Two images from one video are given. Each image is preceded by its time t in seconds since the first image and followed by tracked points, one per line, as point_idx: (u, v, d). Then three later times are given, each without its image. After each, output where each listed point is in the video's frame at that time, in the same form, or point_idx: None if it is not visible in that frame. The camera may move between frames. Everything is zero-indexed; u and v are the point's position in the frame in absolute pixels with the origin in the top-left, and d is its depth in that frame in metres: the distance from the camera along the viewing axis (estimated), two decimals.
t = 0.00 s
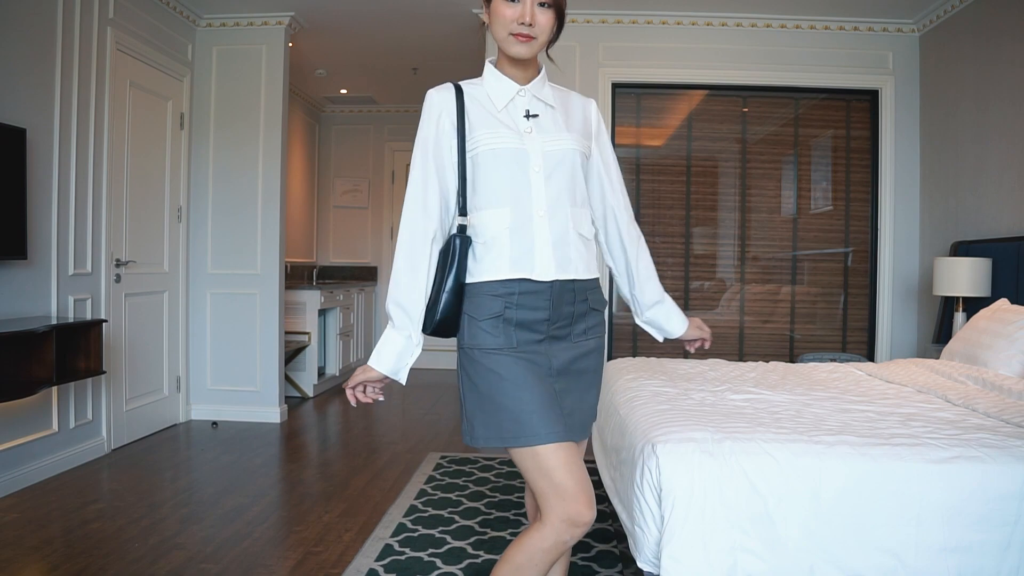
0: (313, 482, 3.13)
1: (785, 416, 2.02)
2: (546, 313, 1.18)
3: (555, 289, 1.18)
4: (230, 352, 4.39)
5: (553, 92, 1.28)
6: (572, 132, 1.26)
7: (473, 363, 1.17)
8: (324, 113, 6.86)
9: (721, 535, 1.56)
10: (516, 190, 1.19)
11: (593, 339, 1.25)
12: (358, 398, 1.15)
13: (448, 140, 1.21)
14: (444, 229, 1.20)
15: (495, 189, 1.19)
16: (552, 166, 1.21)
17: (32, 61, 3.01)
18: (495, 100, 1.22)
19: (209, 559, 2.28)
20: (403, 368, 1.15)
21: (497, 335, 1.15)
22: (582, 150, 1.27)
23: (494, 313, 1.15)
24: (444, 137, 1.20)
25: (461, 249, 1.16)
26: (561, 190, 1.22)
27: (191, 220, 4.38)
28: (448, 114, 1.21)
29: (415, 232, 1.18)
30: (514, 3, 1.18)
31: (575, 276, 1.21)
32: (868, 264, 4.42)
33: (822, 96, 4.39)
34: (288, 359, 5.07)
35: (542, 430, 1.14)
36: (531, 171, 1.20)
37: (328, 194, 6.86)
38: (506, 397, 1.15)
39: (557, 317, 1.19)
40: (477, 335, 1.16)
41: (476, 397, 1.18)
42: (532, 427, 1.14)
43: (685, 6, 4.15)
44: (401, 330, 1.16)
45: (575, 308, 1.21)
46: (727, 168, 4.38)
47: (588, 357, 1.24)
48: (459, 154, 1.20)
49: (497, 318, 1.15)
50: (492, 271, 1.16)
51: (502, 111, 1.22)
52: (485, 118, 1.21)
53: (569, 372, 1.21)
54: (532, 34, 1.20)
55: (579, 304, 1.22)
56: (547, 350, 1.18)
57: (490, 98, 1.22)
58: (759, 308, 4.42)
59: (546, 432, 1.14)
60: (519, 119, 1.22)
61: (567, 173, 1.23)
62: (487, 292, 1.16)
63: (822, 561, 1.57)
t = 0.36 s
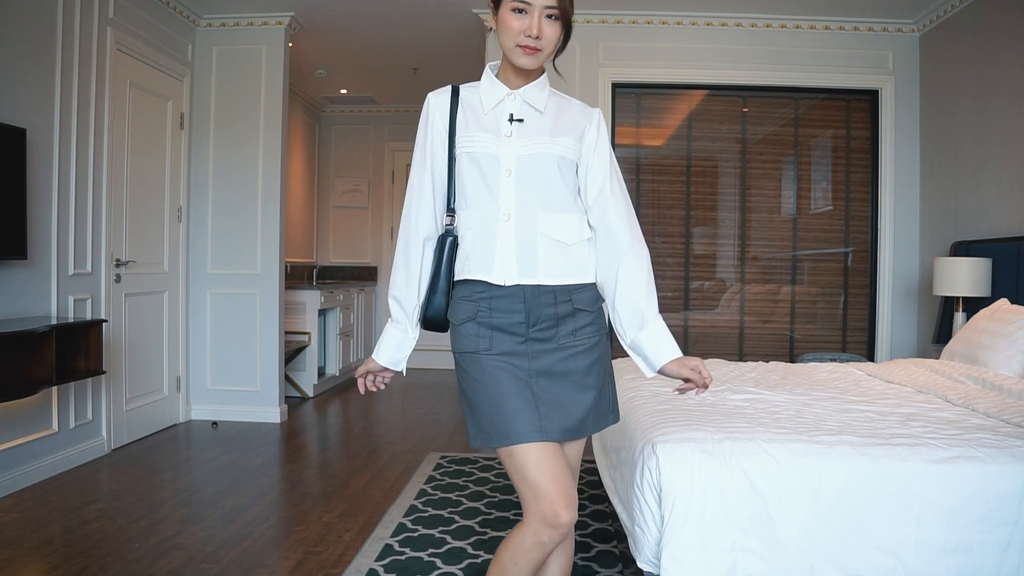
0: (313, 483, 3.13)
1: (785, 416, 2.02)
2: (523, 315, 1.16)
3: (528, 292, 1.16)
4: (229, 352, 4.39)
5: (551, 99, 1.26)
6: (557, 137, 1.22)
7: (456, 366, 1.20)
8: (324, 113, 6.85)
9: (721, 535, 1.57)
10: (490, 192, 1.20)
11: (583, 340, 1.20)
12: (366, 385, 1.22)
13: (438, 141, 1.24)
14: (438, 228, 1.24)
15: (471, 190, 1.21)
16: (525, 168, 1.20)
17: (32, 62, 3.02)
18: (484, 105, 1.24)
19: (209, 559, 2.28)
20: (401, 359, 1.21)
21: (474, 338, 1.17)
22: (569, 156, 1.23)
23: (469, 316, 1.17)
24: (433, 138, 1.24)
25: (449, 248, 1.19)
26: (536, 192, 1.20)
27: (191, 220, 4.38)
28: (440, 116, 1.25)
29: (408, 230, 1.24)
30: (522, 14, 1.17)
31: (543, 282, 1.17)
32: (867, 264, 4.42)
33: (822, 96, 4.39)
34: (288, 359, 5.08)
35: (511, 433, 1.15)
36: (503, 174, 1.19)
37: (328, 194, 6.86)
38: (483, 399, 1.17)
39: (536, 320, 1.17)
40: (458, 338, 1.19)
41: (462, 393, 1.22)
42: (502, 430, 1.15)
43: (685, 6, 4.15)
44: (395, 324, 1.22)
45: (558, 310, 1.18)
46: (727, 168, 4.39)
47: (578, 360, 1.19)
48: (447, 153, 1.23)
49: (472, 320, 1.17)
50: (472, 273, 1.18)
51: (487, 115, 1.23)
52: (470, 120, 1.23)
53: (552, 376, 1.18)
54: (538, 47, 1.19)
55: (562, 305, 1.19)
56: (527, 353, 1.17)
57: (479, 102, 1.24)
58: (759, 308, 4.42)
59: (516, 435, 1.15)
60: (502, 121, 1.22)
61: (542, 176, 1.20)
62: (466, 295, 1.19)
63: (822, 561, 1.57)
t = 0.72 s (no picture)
0: (313, 483, 3.13)
1: (785, 416, 2.02)
2: (514, 314, 1.17)
3: (521, 290, 1.16)
4: (229, 352, 4.39)
5: (539, 93, 1.25)
6: (548, 133, 1.21)
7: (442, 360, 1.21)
8: (323, 114, 6.85)
9: (721, 535, 1.56)
10: (482, 190, 1.20)
11: (572, 340, 1.19)
12: (384, 410, 1.23)
13: (428, 145, 1.28)
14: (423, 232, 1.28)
15: (466, 189, 1.21)
16: (519, 165, 1.19)
17: (32, 62, 3.02)
18: (472, 105, 1.24)
19: (210, 559, 2.28)
20: (398, 362, 1.25)
21: (464, 334, 1.18)
22: (561, 151, 1.22)
23: (460, 313, 1.18)
24: (422, 141, 1.28)
25: (437, 248, 1.24)
26: (530, 190, 1.19)
27: (191, 220, 4.38)
28: (429, 123, 1.28)
29: (397, 232, 1.27)
30: (517, 6, 1.16)
31: (542, 277, 1.17)
32: (867, 264, 4.42)
33: (822, 96, 4.39)
34: (288, 359, 5.08)
35: (493, 432, 1.17)
36: (496, 172, 1.19)
37: (328, 194, 6.86)
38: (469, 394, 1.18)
39: (527, 318, 1.17)
40: (447, 334, 1.20)
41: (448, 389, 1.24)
42: (484, 428, 1.17)
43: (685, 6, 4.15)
44: (385, 329, 1.25)
45: (548, 310, 1.18)
46: (727, 168, 4.39)
47: (567, 360, 1.19)
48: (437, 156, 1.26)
49: (463, 317, 1.18)
50: (463, 273, 1.20)
51: (477, 114, 1.23)
52: (460, 122, 1.24)
53: (541, 375, 1.18)
54: (528, 40, 1.18)
55: (553, 305, 1.18)
56: (516, 352, 1.17)
57: (468, 102, 1.25)
58: (759, 308, 4.42)
59: (497, 434, 1.17)
60: (493, 119, 1.22)
61: (537, 174, 1.20)
62: (458, 292, 1.19)
63: (822, 561, 1.57)
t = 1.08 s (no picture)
0: (313, 483, 3.13)
1: (785, 416, 2.02)
2: (492, 316, 1.18)
3: (501, 295, 1.17)
4: (229, 352, 4.39)
5: (514, 96, 1.23)
6: (526, 139, 1.20)
7: (418, 350, 1.24)
8: (323, 114, 6.85)
9: (721, 535, 1.56)
10: (459, 196, 1.21)
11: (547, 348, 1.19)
12: (399, 401, 1.27)
13: (409, 150, 1.30)
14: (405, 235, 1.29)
15: (445, 197, 1.23)
16: (495, 174, 1.19)
17: (32, 62, 3.02)
18: (450, 114, 1.24)
19: (210, 559, 2.28)
20: (389, 356, 1.27)
21: (441, 329, 1.21)
22: (539, 158, 1.20)
23: (440, 310, 1.21)
24: (404, 144, 1.30)
25: (419, 252, 1.23)
26: (508, 197, 1.19)
27: (191, 220, 4.38)
28: (410, 127, 1.30)
29: (380, 233, 1.29)
30: (491, 11, 1.18)
31: (520, 282, 1.17)
32: (867, 264, 4.42)
33: (822, 96, 4.39)
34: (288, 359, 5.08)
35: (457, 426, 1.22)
36: (473, 180, 1.20)
37: (328, 194, 6.86)
38: (441, 385, 1.21)
39: (504, 322, 1.18)
40: (426, 328, 1.23)
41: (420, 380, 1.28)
42: (450, 421, 1.22)
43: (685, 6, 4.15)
44: (369, 328, 1.26)
45: (525, 315, 1.18)
46: (727, 168, 4.38)
47: (541, 367, 1.19)
48: (418, 162, 1.28)
49: (442, 314, 1.20)
50: (442, 276, 1.21)
51: (453, 123, 1.23)
52: (439, 130, 1.25)
53: (514, 380, 1.19)
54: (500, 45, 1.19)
55: (530, 311, 1.19)
56: (491, 354, 1.19)
57: (445, 112, 1.26)
58: (759, 308, 4.42)
59: (461, 428, 1.21)
60: (470, 126, 1.22)
61: (514, 182, 1.19)
62: (440, 290, 1.21)
63: (823, 561, 1.57)
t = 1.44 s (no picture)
0: (313, 483, 3.13)
1: (785, 416, 2.02)
2: (485, 312, 1.19)
3: (495, 290, 1.18)
4: (229, 352, 4.39)
5: (502, 99, 1.24)
6: (514, 137, 1.22)
7: (410, 349, 1.22)
8: (323, 114, 6.85)
9: (722, 535, 1.56)
10: (454, 195, 1.21)
11: (538, 342, 1.21)
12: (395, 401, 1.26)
13: (396, 151, 1.26)
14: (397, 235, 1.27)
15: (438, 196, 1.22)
16: (490, 172, 1.20)
17: (33, 63, 3.02)
18: (438, 116, 1.24)
19: (210, 559, 2.28)
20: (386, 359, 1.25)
21: (436, 327, 1.20)
22: (528, 155, 1.23)
23: (434, 309, 1.20)
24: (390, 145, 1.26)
25: (408, 253, 1.24)
26: (502, 194, 1.20)
27: (191, 220, 4.38)
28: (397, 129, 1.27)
29: (369, 236, 1.27)
30: (468, 19, 1.18)
31: (513, 277, 1.19)
32: (867, 264, 4.42)
33: (822, 96, 4.39)
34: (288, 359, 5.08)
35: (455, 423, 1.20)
36: (468, 179, 1.20)
37: (328, 194, 6.86)
38: (434, 383, 1.21)
39: (497, 318, 1.19)
40: (418, 328, 1.22)
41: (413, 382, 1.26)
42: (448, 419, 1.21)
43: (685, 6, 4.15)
44: (363, 333, 1.24)
45: (517, 310, 1.20)
46: (727, 168, 4.38)
47: (532, 361, 1.20)
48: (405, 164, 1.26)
49: (436, 313, 1.20)
50: (436, 275, 1.21)
51: (444, 124, 1.23)
52: (428, 131, 1.24)
53: (509, 374, 1.19)
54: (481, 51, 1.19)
55: (521, 307, 1.20)
56: (485, 351, 1.19)
57: (434, 114, 1.25)
58: (759, 308, 4.42)
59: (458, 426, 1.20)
60: (460, 128, 1.22)
61: (507, 179, 1.20)
62: (434, 289, 1.21)
63: (823, 561, 1.57)
